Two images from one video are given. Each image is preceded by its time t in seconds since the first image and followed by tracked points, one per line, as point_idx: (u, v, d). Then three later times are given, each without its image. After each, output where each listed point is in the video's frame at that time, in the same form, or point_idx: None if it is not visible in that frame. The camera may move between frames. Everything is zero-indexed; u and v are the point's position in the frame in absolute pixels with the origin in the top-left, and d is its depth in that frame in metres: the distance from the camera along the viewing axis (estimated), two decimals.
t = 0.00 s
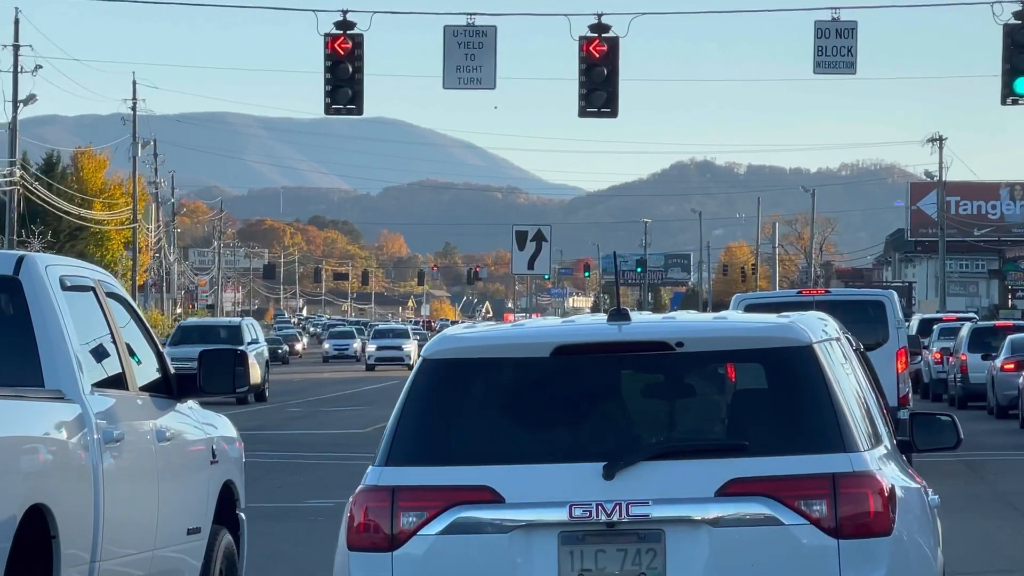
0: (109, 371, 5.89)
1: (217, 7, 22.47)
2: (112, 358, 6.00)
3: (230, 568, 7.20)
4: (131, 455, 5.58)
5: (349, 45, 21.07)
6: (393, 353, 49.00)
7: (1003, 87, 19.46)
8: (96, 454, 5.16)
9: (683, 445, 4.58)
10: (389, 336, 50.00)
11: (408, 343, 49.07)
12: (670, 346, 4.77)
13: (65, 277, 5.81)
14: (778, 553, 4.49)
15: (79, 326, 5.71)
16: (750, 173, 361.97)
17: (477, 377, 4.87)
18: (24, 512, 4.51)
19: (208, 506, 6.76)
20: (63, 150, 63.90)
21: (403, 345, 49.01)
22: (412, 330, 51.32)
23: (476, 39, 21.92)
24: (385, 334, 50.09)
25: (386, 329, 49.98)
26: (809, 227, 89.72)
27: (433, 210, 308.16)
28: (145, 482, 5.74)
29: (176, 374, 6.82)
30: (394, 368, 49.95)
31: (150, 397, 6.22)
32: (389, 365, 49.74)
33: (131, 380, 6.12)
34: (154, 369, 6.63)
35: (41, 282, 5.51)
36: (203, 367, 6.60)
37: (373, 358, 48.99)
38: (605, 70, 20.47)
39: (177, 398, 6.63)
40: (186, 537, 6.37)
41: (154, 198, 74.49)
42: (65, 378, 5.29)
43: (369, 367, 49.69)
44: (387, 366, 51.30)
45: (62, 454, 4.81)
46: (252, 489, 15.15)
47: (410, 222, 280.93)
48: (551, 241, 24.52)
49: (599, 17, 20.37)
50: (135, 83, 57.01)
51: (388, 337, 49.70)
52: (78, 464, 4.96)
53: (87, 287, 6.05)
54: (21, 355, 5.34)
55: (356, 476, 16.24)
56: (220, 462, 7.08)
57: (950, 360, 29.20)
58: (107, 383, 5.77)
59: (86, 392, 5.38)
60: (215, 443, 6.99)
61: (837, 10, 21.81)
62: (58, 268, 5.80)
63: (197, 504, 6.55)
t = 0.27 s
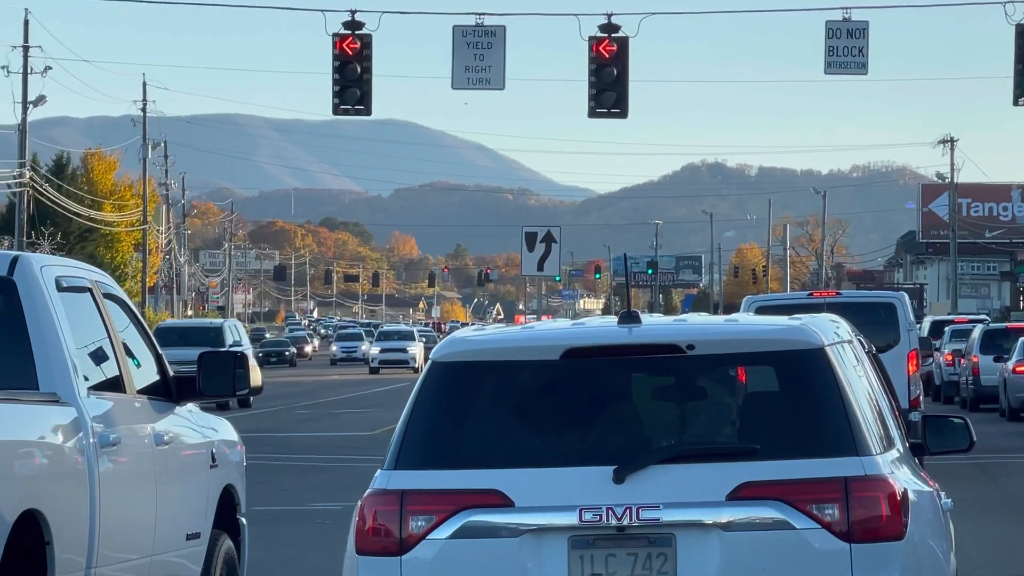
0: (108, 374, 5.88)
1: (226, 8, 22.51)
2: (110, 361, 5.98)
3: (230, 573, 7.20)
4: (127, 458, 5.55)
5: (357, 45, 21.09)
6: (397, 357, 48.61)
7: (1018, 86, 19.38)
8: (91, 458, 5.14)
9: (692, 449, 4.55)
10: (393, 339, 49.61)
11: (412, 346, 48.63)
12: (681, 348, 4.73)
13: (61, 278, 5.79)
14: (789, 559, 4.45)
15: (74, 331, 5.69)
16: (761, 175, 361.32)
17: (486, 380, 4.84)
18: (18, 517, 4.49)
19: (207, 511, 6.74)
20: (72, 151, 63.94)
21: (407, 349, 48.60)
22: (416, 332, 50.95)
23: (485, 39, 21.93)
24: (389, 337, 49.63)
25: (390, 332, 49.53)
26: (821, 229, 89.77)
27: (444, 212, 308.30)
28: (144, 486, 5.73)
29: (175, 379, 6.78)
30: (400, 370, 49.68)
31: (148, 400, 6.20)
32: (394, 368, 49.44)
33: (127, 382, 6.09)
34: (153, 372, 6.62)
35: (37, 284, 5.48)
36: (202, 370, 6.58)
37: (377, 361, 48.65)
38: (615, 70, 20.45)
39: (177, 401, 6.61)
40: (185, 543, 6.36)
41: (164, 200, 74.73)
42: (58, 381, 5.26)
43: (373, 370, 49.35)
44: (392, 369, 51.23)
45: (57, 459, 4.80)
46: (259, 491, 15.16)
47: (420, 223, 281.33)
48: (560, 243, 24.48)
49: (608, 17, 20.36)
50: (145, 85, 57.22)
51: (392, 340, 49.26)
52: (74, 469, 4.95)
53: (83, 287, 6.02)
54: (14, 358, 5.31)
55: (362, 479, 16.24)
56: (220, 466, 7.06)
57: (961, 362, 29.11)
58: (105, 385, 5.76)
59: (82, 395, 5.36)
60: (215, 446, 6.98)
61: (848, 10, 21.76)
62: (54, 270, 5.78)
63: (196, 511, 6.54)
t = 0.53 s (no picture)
0: (101, 376, 5.87)
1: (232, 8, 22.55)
2: (102, 362, 5.95)
3: None
4: (119, 461, 5.55)
5: (361, 45, 21.09)
6: (395, 359, 47.69)
7: None
8: (84, 462, 5.14)
9: (696, 451, 4.54)
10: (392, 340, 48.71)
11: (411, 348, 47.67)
12: (686, 350, 4.73)
13: (53, 278, 5.74)
14: (793, 562, 4.44)
15: (67, 331, 5.65)
16: (767, 176, 361.04)
17: (490, 383, 4.84)
18: (9, 520, 4.50)
19: (203, 515, 6.75)
20: (78, 153, 64.02)
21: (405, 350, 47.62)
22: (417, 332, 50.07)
23: (489, 39, 21.94)
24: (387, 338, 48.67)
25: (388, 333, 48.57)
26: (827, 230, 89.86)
27: (450, 213, 308.48)
28: (137, 489, 5.73)
29: (169, 380, 6.75)
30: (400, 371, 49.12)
31: (141, 402, 6.17)
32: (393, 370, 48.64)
33: (121, 384, 6.07)
34: (147, 373, 6.60)
35: (26, 282, 5.44)
36: (196, 371, 6.55)
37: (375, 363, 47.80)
38: (619, 70, 20.44)
39: (171, 403, 6.59)
40: (180, 547, 6.35)
41: (170, 201, 74.91)
42: (49, 383, 5.24)
43: (371, 373, 48.50)
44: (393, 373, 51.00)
45: (49, 463, 4.80)
46: (261, 493, 15.17)
47: (426, 224, 281.72)
48: (565, 244, 24.46)
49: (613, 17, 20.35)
50: (151, 86, 57.34)
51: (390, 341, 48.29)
52: (66, 472, 4.95)
53: (74, 288, 5.98)
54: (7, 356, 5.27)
55: (366, 481, 16.24)
56: (216, 469, 7.06)
57: (968, 364, 29.05)
58: (97, 388, 5.75)
59: (73, 398, 5.35)
60: (211, 449, 6.97)
61: (854, 10, 21.73)
62: (46, 269, 5.74)
63: (191, 514, 6.53)
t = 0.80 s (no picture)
0: (90, 378, 5.81)
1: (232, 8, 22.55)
2: (93, 363, 5.89)
3: None
4: (111, 466, 5.50)
5: (361, 46, 21.12)
6: (389, 362, 46.20)
7: None
8: (73, 467, 5.04)
9: (704, 454, 4.54)
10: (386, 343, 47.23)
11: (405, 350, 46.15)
12: (691, 351, 4.73)
13: (42, 280, 5.63)
14: (796, 560, 4.45)
15: (55, 333, 5.56)
16: (769, 179, 361.13)
17: (495, 386, 4.85)
18: None
19: (195, 520, 6.75)
20: (78, 155, 64.02)
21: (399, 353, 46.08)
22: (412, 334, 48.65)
23: (489, 40, 21.95)
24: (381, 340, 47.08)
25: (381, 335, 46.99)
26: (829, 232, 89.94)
27: (452, 214, 308.56)
28: (128, 495, 5.68)
29: (160, 384, 6.71)
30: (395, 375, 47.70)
31: (131, 406, 6.13)
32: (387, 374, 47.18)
33: (111, 387, 6.01)
34: (138, 376, 6.56)
35: (15, 282, 5.34)
36: (187, 376, 6.51)
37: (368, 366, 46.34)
38: (621, 71, 20.46)
39: (162, 408, 6.55)
40: (171, 553, 6.35)
41: (173, 203, 75.07)
42: (37, 385, 5.15)
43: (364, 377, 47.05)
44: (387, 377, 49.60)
45: (38, 469, 4.74)
46: (261, 497, 15.18)
47: (428, 226, 282.05)
48: (566, 246, 24.46)
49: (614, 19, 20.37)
50: (152, 88, 57.37)
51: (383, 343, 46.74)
52: (54, 478, 4.87)
53: (63, 290, 5.90)
54: None
55: (366, 484, 16.24)
56: (208, 473, 7.06)
57: (970, 366, 29.07)
58: (88, 391, 5.68)
59: (61, 401, 5.24)
60: (203, 454, 6.97)
61: (856, 11, 21.74)
62: (35, 269, 5.63)
63: (183, 519, 6.54)
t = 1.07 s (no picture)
0: (77, 382, 5.75)
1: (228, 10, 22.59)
2: (80, 366, 5.84)
3: None
4: (99, 470, 5.46)
5: (356, 47, 21.17)
6: (377, 366, 45.15)
7: None
8: (56, 473, 4.94)
9: (702, 454, 4.56)
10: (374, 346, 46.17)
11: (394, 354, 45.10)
12: (689, 354, 4.75)
13: (26, 280, 5.50)
14: (791, 561, 4.47)
15: (39, 337, 5.45)
16: (766, 181, 361.39)
17: (494, 387, 4.87)
18: None
19: (183, 524, 6.77)
20: (74, 157, 64.07)
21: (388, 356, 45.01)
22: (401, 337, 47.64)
23: (485, 42, 21.98)
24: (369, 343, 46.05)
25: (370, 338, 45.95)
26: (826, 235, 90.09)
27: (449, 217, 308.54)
28: (116, 498, 5.63)
29: (147, 387, 6.68)
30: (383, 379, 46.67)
31: (118, 408, 6.08)
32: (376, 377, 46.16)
33: (96, 391, 5.94)
34: (125, 380, 6.53)
35: None
36: (174, 380, 6.50)
37: (355, 370, 45.31)
38: (617, 73, 20.49)
39: (149, 410, 6.51)
40: (158, 557, 6.35)
41: (169, 205, 75.17)
42: (20, 388, 5.01)
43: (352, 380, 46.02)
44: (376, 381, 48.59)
45: (22, 473, 4.65)
46: (256, 500, 15.19)
47: (426, 229, 282.26)
48: (562, 248, 24.51)
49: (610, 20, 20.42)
50: (149, 90, 57.42)
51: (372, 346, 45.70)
52: (38, 485, 4.78)
53: (48, 290, 5.79)
54: None
55: (361, 487, 16.26)
56: (196, 476, 7.07)
57: (967, 369, 29.13)
58: (75, 395, 5.63)
59: (45, 405, 5.12)
60: (191, 457, 6.99)
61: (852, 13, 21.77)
62: (19, 270, 5.49)
63: (171, 522, 6.53)
